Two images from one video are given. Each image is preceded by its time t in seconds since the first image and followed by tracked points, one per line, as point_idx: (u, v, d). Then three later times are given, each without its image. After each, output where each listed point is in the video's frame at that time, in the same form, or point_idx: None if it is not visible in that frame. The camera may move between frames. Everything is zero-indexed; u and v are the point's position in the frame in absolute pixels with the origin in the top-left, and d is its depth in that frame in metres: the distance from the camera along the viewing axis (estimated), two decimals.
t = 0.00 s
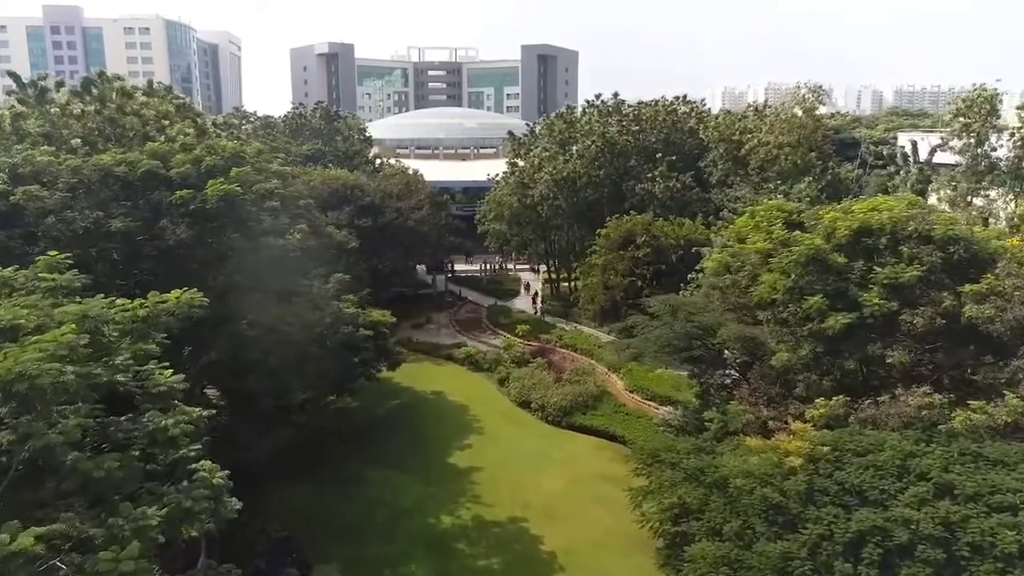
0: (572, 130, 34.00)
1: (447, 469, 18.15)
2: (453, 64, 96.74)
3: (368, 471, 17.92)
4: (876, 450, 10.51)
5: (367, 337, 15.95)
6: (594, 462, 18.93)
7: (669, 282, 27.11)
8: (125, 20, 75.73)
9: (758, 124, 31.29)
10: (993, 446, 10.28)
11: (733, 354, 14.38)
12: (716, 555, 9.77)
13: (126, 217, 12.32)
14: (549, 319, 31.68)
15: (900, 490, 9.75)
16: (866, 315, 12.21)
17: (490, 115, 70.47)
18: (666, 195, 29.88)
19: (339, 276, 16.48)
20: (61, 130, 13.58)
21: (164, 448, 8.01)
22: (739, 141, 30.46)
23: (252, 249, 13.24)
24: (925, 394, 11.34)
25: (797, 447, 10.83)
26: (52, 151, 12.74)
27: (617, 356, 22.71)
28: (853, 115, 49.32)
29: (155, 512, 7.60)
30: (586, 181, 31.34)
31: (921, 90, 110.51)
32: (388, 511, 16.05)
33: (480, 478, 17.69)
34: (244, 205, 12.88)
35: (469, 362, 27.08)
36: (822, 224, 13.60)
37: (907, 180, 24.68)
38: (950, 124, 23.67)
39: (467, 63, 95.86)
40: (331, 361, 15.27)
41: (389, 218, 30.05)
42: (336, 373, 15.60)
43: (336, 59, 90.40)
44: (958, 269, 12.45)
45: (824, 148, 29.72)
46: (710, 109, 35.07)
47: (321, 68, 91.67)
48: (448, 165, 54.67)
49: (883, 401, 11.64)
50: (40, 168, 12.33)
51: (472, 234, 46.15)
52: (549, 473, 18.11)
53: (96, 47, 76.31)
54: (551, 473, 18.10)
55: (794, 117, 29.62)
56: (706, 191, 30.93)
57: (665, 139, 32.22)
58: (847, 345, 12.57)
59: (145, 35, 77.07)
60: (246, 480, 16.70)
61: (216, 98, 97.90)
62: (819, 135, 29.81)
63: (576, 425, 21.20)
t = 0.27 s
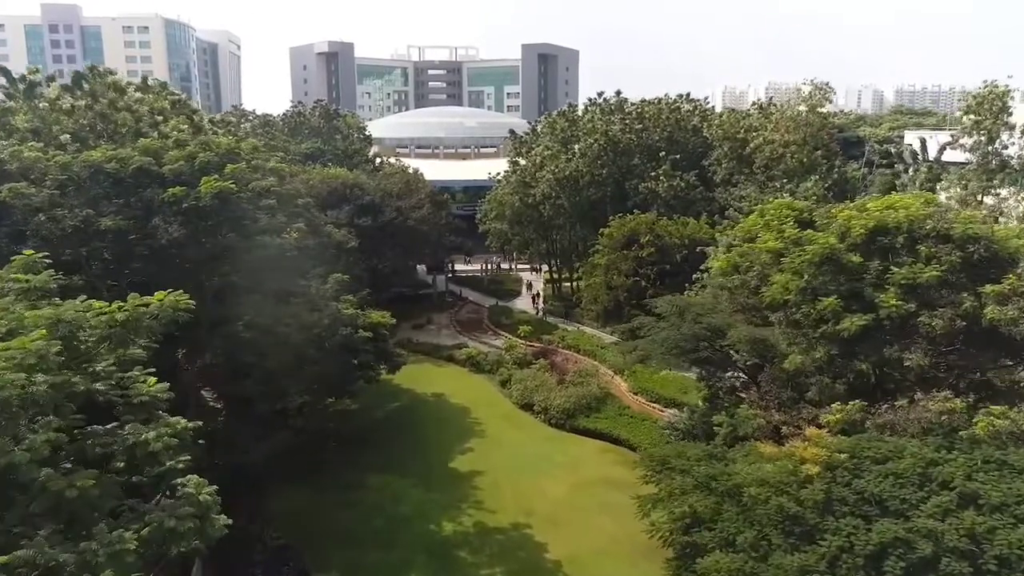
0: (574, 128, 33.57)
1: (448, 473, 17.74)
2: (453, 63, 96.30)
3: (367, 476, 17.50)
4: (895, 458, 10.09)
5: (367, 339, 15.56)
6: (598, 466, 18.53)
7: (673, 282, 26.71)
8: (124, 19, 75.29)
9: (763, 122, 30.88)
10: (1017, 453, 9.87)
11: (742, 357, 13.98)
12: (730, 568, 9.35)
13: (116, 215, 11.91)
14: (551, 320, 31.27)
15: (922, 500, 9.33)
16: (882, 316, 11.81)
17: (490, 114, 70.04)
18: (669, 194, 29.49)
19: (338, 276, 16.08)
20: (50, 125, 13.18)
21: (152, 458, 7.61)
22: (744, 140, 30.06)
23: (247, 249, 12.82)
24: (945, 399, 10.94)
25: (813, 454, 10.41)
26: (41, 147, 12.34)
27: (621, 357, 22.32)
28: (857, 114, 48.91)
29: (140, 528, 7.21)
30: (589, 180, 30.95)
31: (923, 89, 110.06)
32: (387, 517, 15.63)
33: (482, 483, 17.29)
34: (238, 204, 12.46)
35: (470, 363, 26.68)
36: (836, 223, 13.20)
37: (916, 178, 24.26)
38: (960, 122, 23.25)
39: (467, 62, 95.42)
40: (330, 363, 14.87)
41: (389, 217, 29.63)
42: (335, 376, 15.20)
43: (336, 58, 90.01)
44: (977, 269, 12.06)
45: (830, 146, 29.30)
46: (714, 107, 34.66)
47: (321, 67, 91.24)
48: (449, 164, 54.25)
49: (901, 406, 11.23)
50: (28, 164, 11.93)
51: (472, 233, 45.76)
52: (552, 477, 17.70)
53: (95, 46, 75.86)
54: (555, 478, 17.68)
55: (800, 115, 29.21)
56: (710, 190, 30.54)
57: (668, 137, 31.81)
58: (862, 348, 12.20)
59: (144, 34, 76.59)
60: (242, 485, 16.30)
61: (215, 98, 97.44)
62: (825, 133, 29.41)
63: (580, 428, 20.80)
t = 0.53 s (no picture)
0: (577, 125, 33.05)
1: (449, 480, 17.25)
2: (453, 62, 95.72)
3: (366, 482, 17.00)
4: (922, 468, 9.58)
5: (366, 341, 15.07)
6: (603, 471, 18.04)
7: (678, 282, 26.22)
8: (122, 18, 74.73)
9: (769, 119, 30.36)
10: None
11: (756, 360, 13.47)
12: None
13: (103, 213, 11.42)
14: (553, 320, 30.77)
15: (952, 514, 8.81)
16: (904, 319, 11.33)
17: (491, 114, 69.51)
18: (674, 193, 29.03)
19: (336, 277, 15.58)
20: (36, 120, 12.68)
21: (136, 472, 7.11)
22: (750, 138, 29.56)
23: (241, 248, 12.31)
24: (972, 405, 10.45)
25: (835, 464, 9.92)
26: (26, 142, 11.83)
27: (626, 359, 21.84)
28: (862, 113, 48.35)
29: (123, 549, 6.72)
30: (592, 179, 30.47)
31: (925, 89, 109.50)
32: (388, 525, 15.12)
33: (485, 490, 16.78)
34: (232, 201, 11.95)
35: (471, 365, 26.17)
36: (854, 221, 12.70)
37: (928, 176, 23.73)
38: (973, 118, 22.72)
39: (467, 61, 94.87)
40: (328, 367, 14.38)
41: (389, 217, 29.12)
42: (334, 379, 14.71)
43: (336, 57, 89.53)
44: (1002, 270, 11.61)
45: (838, 144, 28.79)
46: (718, 105, 34.15)
47: (320, 66, 90.69)
48: (449, 163, 53.73)
49: (925, 413, 10.74)
50: (11, 160, 11.43)
51: (473, 233, 45.24)
52: (556, 484, 17.20)
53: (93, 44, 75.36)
54: (560, 484, 17.19)
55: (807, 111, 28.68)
56: (715, 189, 30.06)
57: (673, 135, 31.31)
58: (883, 351, 11.74)
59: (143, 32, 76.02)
60: (238, 492, 15.81)
61: (214, 97, 96.92)
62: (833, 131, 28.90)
63: (584, 432, 20.30)
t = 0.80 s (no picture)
0: (579, 124, 32.65)
1: (451, 485, 16.84)
2: (453, 61, 95.26)
3: (366, 488, 16.57)
4: (947, 477, 9.14)
5: (367, 343, 14.68)
6: (608, 476, 17.63)
7: (683, 283, 25.83)
8: (121, 17, 74.27)
9: (775, 117, 29.93)
10: None
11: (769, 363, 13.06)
12: None
13: (93, 212, 11.00)
14: (555, 321, 30.38)
15: (980, 526, 8.38)
16: (924, 321, 10.92)
17: (491, 113, 69.08)
18: (678, 193, 28.65)
19: (335, 277, 15.18)
20: (25, 115, 12.27)
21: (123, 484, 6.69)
22: (756, 136, 29.16)
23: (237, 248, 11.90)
24: (997, 411, 10.05)
25: (855, 473, 9.49)
26: (13, 137, 11.41)
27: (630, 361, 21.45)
28: (867, 111, 47.86)
29: (110, 569, 6.32)
30: (595, 178, 30.07)
31: (927, 88, 109.07)
32: (388, 533, 14.71)
33: (488, 496, 16.37)
34: (227, 198, 11.54)
35: (473, 367, 25.77)
36: (871, 220, 12.31)
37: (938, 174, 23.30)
38: (984, 115, 22.30)
39: (467, 60, 94.48)
40: (327, 370, 13.98)
41: (389, 216, 28.71)
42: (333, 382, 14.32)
43: (335, 56, 89.12)
44: None
45: (845, 143, 28.40)
46: (722, 103, 33.74)
47: (320, 65, 90.28)
48: (450, 162, 53.30)
49: (946, 419, 10.33)
50: None
51: (474, 233, 44.84)
52: (560, 490, 16.79)
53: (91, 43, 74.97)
54: (564, 490, 16.79)
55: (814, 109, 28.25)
56: (719, 188, 29.66)
57: (677, 134, 30.90)
58: (901, 354, 11.39)
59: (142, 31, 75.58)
60: (234, 498, 15.39)
61: (213, 96, 96.52)
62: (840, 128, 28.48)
63: (588, 436, 19.90)
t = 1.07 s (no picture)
0: (582, 122, 32.18)
1: (452, 492, 16.36)
2: (453, 61, 94.76)
3: (365, 495, 16.08)
4: (977, 488, 8.66)
5: (366, 346, 14.21)
6: (614, 482, 17.15)
7: (688, 283, 25.36)
8: (119, 16, 73.81)
9: (781, 115, 29.45)
10: None
11: (782, 367, 12.63)
12: None
13: (79, 209, 10.54)
14: (558, 322, 29.91)
15: (1015, 541, 7.87)
16: (948, 323, 10.48)
17: (492, 112, 68.62)
18: (683, 192, 28.19)
19: (333, 277, 14.71)
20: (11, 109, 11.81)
21: (94, 510, 6.34)
22: (761, 134, 28.66)
23: (230, 247, 11.43)
24: None
25: (880, 484, 9.00)
26: None
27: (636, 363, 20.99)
28: (872, 110, 47.34)
29: None
30: (598, 176, 29.62)
31: (930, 88, 108.57)
32: (388, 542, 14.22)
33: (491, 503, 15.90)
34: (220, 196, 11.08)
35: (474, 369, 25.29)
36: (890, 218, 11.86)
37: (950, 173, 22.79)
38: (997, 112, 21.79)
39: (467, 60, 94.03)
40: (326, 373, 13.53)
41: (389, 215, 28.24)
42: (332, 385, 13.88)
43: (335, 55, 88.69)
44: None
45: (852, 141, 27.92)
46: (727, 100, 33.26)
47: (320, 64, 89.82)
48: (451, 162, 52.83)
49: (973, 427, 9.87)
50: None
51: (475, 233, 44.39)
52: (565, 497, 16.31)
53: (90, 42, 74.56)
54: (568, 497, 16.30)
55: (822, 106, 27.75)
56: (725, 187, 29.19)
57: (681, 132, 30.43)
58: (923, 356, 11.04)
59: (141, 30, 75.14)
60: (229, 506, 14.90)
61: (213, 96, 96.07)
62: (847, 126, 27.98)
63: (593, 441, 19.43)
